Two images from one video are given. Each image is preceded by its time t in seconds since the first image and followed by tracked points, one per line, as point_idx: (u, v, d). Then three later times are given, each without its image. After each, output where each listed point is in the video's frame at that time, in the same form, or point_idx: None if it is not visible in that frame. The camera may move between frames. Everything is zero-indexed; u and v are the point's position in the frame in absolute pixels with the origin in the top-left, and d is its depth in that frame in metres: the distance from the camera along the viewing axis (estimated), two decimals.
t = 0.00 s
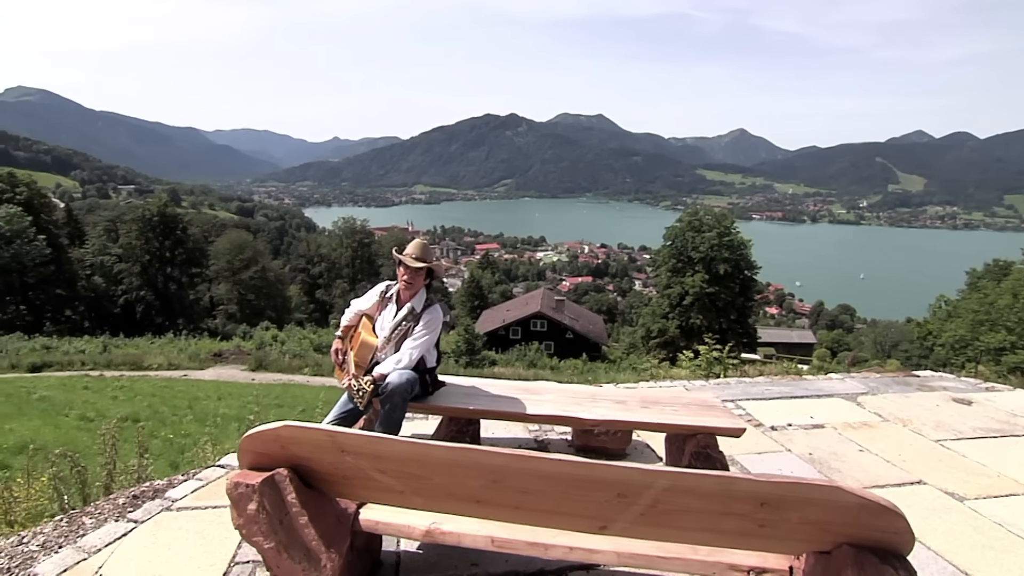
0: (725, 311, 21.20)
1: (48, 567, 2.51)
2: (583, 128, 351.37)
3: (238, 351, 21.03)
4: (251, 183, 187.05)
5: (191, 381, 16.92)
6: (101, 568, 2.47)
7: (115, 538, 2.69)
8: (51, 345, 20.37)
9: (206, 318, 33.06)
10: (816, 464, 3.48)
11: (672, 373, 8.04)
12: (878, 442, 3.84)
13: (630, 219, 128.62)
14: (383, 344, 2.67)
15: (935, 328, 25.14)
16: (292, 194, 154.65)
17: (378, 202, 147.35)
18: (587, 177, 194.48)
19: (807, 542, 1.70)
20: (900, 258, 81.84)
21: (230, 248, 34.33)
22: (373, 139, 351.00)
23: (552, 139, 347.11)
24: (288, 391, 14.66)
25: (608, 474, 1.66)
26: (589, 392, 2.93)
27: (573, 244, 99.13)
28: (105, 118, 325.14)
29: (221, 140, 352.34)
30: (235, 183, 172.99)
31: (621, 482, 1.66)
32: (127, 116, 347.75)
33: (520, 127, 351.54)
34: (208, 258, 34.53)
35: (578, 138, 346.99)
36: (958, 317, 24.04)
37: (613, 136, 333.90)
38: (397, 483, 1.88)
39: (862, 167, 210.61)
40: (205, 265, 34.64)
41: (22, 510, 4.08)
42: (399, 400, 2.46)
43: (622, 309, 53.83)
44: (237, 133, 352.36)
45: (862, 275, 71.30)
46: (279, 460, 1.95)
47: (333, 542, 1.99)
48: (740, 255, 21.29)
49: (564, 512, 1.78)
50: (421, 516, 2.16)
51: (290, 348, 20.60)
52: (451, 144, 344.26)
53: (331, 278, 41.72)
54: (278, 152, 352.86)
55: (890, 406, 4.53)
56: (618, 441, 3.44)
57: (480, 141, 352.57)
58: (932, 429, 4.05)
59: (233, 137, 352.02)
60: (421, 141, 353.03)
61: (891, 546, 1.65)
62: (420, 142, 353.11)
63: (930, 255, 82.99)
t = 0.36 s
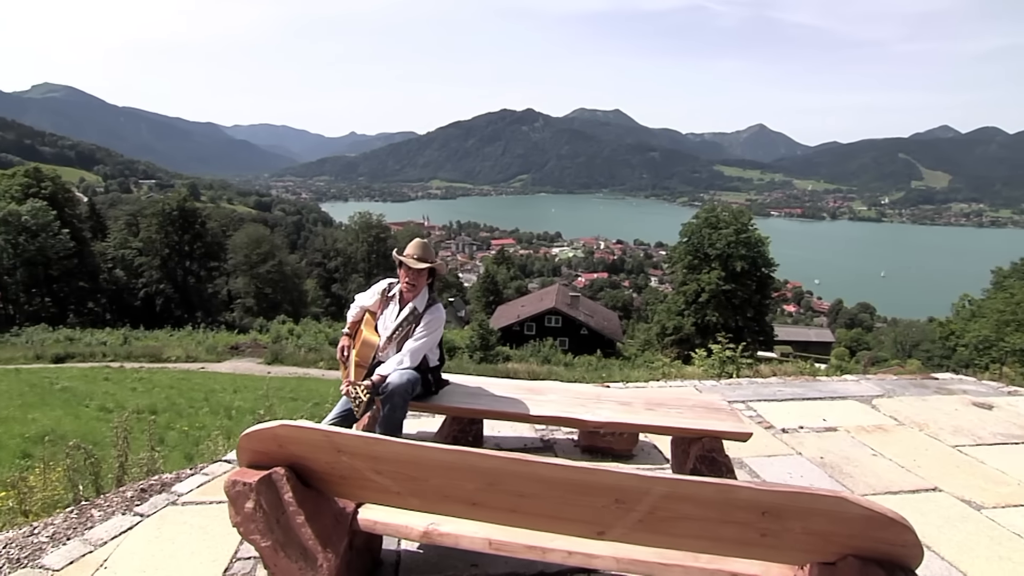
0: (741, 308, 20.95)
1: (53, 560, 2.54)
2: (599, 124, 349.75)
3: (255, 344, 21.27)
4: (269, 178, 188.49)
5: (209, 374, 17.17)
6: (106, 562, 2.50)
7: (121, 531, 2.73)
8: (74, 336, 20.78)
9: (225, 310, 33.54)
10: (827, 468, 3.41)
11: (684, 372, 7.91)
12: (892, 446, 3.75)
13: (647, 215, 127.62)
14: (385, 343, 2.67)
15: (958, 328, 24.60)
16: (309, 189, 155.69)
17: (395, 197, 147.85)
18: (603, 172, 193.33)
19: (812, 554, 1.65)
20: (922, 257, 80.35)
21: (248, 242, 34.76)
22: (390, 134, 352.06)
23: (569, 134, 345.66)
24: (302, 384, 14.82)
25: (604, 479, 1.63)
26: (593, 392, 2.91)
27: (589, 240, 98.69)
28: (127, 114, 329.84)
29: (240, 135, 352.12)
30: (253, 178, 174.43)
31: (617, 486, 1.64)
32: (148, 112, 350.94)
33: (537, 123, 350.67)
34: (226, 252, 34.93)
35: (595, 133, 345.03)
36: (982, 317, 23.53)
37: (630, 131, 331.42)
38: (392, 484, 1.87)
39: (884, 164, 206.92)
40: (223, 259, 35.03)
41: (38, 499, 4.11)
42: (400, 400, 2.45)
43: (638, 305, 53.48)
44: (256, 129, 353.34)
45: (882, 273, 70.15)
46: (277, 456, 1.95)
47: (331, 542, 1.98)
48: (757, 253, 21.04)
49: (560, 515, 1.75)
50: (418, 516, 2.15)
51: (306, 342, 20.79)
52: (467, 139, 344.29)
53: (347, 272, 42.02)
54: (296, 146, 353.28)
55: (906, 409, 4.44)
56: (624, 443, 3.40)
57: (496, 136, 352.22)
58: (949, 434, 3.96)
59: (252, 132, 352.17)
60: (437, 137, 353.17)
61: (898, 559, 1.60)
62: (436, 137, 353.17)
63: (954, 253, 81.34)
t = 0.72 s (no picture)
0: (757, 306, 20.65)
1: (59, 553, 2.57)
2: (615, 120, 347.82)
3: (271, 338, 21.48)
4: (286, 174, 190.03)
5: (225, 366, 17.39)
6: (109, 556, 2.52)
7: (126, 525, 2.75)
8: (95, 328, 21.17)
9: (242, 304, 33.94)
10: (838, 473, 3.33)
11: (695, 371, 7.81)
12: (906, 451, 3.67)
13: (663, 211, 126.68)
14: (383, 342, 2.66)
15: (982, 328, 24.08)
16: (326, 184, 156.81)
17: (410, 192, 148.43)
18: (619, 167, 192.31)
19: (814, 562, 1.61)
20: (945, 256, 78.76)
21: (265, 237, 35.14)
22: (405, 130, 352.33)
23: (585, 129, 344.16)
24: (316, 378, 14.94)
25: (599, 483, 1.61)
26: (598, 393, 2.88)
27: (605, 236, 98.26)
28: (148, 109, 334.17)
29: (257, 130, 352.07)
30: (271, 173, 176.09)
31: (614, 493, 1.61)
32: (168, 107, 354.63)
33: (553, 119, 349.65)
34: (243, 246, 35.27)
35: (611, 129, 343.12)
36: (1007, 317, 23.01)
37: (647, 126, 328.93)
38: (388, 484, 1.86)
39: (907, 160, 203.10)
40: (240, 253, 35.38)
41: (51, 489, 4.15)
42: (400, 399, 2.45)
43: (653, 302, 53.11)
44: (273, 125, 353.67)
45: (903, 272, 68.96)
46: (273, 455, 1.94)
47: (326, 542, 1.97)
48: (774, 250, 20.78)
49: (554, 520, 1.72)
50: (417, 516, 2.13)
51: (321, 336, 20.98)
52: (483, 135, 344.24)
53: (362, 267, 42.30)
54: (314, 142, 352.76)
55: (922, 412, 4.34)
56: (629, 443, 3.36)
57: (511, 132, 351.77)
58: (967, 439, 3.86)
59: (269, 128, 352.02)
60: (453, 132, 353.20)
61: (903, 571, 1.55)
62: (452, 132, 353.22)
63: (978, 252, 79.68)
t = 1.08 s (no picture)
0: (774, 305, 20.38)
1: (67, 545, 2.60)
2: (632, 117, 345.73)
3: (286, 333, 21.69)
4: (303, 170, 191.44)
5: (240, 361, 17.61)
6: (116, 549, 2.55)
7: (134, 519, 2.78)
8: (115, 322, 21.52)
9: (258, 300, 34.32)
10: (848, 478, 3.27)
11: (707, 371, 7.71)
12: (920, 457, 3.58)
13: (679, 209, 125.71)
14: (383, 338, 2.70)
15: (1006, 330, 23.55)
16: (342, 181, 157.85)
17: (426, 189, 148.87)
18: (636, 165, 191.19)
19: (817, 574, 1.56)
20: (969, 255, 77.29)
21: (281, 233, 35.52)
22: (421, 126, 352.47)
23: (601, 126, 342.67)
24: (329, 373, 15.06)
25: (595, 488, 1.58)
26: (602, 395, 2.85)
27: (620, 234, 97.85)
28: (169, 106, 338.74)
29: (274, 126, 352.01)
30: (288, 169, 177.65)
31: (612, 499, 1.59)
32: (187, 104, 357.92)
33: (569, 116, 348.69)
34: (259, 242, 35.59)
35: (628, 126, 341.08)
36: None
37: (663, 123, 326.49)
38: (385, 484, 1.84)
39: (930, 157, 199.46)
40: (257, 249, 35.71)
41: (66, 481, 4.19)
42: (400, 398, 2.48)
43: (668, 301, 52.75)
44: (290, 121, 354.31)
45: (924, 271, 67.84)
46: (273, 454, 1.94)
47: (323, 540, 1.96)
48: (791, 249, 20.49)
49: (551, 523, 1.70)
50: (416, 516, 2.12)
51: (335, 332, 21.17)
52: (499, 131, 344.27)
53: (377, 264, 42.60)
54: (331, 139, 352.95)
55: (939, 417, 4.24)
56: (635, 444, 3.32)
57: (527, 129, 351.35)
58: (984, 446, 3.76)
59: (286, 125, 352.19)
60: (469, 128, 353.28)
61: None
62: (468, 129, 353.33)
63: (1003, 253, 78.04)
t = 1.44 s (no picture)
0: (789, 305, 20.09)
1: (75, 536, 2.64)
2: (647, 114, 343.83)
3: (300, 329, 21.88)
4: (319, 168, 192.66)
5: (255, 356, 17.79)
6: (123, 542, 2.58)
7: (141, 512, 2.82)
8: (133, 316, 21.88)
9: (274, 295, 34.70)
10: (859, 483, 3.21)
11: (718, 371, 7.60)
12: (934, 463, 3.51)
13: (695, 207, 124.64)
14: (386, 335, 2.74)
15: None
16: (357, 178, 158.59)
17: (440, 186, 149.30)
18: (651, 163, 190.41)
19: None
20: (991, 256, 75.87)
21: (296, 229, 35.86)
22: (436, 124, 352.30)
23: (616, 124, 340.99)
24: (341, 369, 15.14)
25: (591, 491, 1.57)
26: (606, 394, 2.84)
27: (635, 232, 97.23)
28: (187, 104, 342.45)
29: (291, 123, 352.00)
30: (304, 167, 178.89)
31: (608, 501, 1.57)
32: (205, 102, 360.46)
33: (583, 114, 347.76)
34: (275, 239, 35.94)
35: (643, 124, 339.00)
36: None
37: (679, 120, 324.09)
38: (383, 482, 1.84)
39: (952, 155, 195.89)
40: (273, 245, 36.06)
41: (80, 473, 4.25)
42: (401, 396, 2.50)
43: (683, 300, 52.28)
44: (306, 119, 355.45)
45: (944, 272, 66.71)
46: (272, 452, 1.95)
47: (321, 537, 1.97)
48: (808, 248, 20.24)
49: (546, 525, 1.68)
50: (416, 515, 2.13)
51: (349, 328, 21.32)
52: (513, 129, 343.96)
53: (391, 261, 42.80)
54: (347, 136, 352.78)
55: (955, 422, 4.15)
56: (641, 445, 3.28)
57: (542, 126, 350.66)
58: (1001, 452, 3.67)
59: (302, 122, 352.16)
60: (484, 126, 352.99)
61: None
62: (482, 126, 353.05)
63: None
